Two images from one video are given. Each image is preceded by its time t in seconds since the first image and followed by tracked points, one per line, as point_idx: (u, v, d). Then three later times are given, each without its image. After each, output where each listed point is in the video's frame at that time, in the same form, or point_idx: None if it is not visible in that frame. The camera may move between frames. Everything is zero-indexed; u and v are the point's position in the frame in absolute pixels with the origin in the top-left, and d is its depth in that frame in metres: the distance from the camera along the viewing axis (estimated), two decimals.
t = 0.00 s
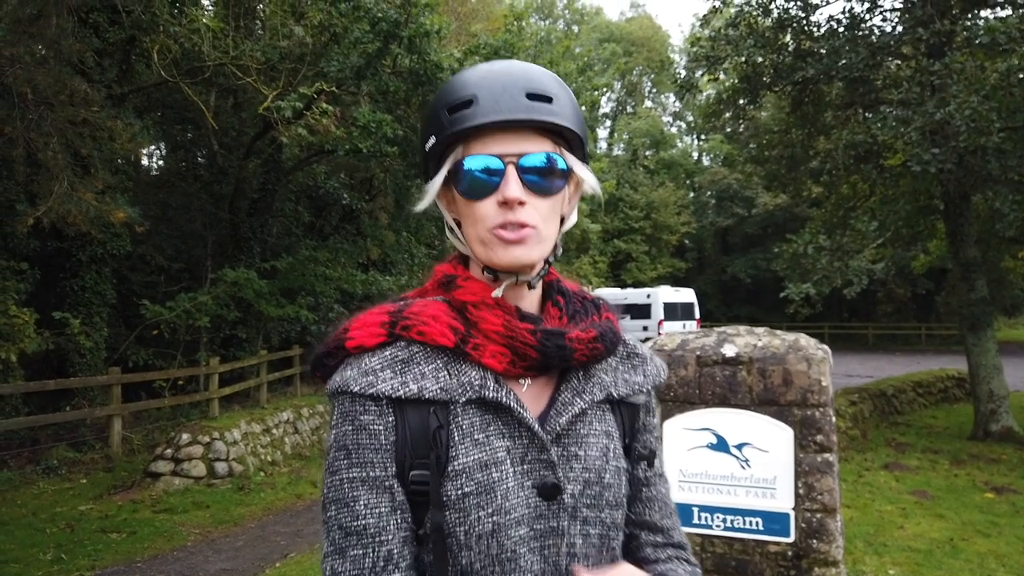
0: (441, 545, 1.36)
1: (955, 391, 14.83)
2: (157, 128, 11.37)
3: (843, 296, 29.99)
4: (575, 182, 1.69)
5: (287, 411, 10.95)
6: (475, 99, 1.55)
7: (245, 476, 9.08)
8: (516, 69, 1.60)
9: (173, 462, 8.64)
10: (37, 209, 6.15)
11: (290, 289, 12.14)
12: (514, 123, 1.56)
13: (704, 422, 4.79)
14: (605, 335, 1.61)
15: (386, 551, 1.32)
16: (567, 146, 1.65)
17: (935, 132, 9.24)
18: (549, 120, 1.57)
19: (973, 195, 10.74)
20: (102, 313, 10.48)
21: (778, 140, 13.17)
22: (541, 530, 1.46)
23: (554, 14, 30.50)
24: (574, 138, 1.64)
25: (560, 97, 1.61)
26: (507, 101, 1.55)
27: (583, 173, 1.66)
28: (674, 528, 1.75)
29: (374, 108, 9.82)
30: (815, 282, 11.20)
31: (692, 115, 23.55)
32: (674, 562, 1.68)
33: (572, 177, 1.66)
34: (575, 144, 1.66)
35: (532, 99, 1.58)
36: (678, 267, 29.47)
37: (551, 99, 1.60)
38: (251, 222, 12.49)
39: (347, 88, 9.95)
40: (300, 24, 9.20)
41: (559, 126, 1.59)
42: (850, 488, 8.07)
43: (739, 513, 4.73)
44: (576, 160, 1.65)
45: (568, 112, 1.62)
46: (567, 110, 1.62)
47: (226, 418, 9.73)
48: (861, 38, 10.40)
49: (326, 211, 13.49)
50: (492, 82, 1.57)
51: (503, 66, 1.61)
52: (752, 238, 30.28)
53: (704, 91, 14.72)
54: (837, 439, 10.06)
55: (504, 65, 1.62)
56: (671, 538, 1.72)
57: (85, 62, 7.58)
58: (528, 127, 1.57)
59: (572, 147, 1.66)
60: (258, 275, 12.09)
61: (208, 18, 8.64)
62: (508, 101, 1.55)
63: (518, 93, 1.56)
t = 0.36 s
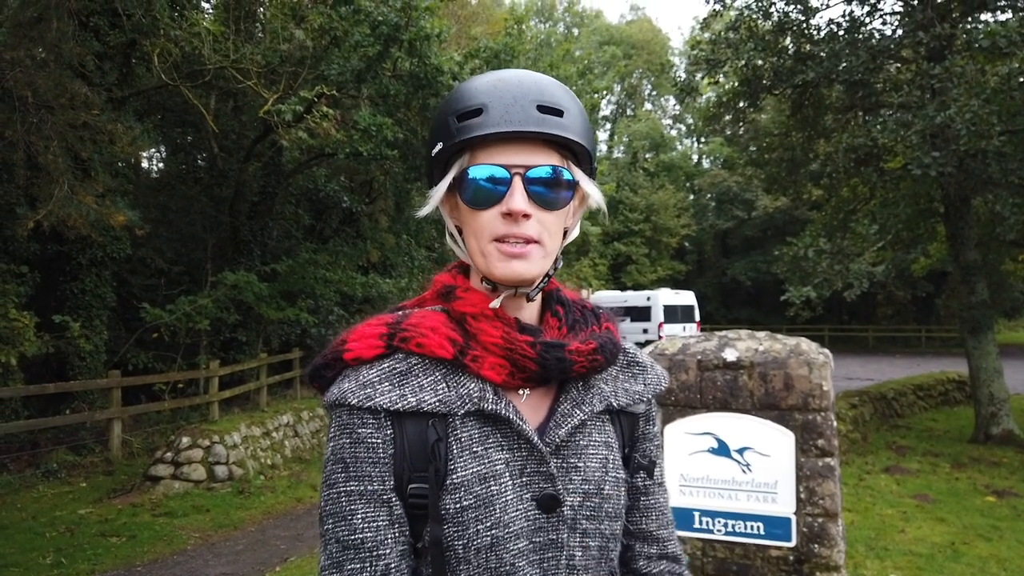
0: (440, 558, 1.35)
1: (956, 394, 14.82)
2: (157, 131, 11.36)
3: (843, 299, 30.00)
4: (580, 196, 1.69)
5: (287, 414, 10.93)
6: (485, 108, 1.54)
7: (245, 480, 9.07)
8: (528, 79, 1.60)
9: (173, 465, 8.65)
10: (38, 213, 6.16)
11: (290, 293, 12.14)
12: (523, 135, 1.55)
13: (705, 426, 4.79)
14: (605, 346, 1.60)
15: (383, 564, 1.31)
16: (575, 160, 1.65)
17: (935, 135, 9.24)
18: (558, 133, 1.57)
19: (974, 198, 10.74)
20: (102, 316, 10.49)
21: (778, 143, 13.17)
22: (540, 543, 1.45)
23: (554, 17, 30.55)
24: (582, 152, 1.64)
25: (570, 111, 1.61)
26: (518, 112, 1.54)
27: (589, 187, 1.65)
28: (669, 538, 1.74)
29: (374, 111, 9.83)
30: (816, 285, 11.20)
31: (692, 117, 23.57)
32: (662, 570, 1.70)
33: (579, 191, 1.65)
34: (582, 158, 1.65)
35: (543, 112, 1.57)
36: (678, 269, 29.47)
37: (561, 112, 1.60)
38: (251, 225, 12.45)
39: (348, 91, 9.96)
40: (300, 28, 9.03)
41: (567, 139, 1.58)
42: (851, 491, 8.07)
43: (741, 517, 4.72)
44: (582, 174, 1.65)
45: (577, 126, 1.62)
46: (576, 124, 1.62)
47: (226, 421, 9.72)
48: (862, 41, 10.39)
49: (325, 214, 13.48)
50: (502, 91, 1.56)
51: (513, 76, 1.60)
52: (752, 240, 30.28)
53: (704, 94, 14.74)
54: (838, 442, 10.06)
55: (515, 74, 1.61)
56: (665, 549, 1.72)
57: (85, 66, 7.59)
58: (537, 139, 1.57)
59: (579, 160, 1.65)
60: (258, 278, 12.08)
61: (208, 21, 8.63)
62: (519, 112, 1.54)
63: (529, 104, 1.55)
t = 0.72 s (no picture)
0: (441, 553, 1.36)
1: (954, 395, 14.84)
2: (156, 132, 11.37)
3: (841, 299, 30.02)
4: (587, 197, 1.69)
5: (287, 415, 10.93)
6: (490, 109, 1.55)
7: (245, 480, 9.08)
8: (534, 79, 1.60)
9: (172, 466, 8.65)
10: (37, 214, 6.16)
11: (289, 293, 12.15)
12: (528, 136, 1.56)
13: (704, 426, 4.80)
14: (607, 348, 1.61)
15: (384, 559, 1.32)
16: (580, 160, 1.65)
17: (933, 136, 9.25)
18: (564, 134, 1.57)
19: (972, 199, 10.76)
20: (101, 317, 10.49)
21: (777, 144, 13.19)
22: (539, 540, 1.47)
23: (553, 18, 30.58)
24: (588, 153, 1.64)
25: (575, 111, 1.61)
26: (523, 113, 1.55)
27: (595, 187, 1.65)
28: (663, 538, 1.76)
29: (373, 111, 9.86)
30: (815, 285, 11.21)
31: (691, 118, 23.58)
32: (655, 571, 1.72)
33: (584, 192, 1.66)
34: (589, 159, 1.66)
35: (549, 112, 1.58)
36: (677, 270, 29.48)
37: (567, 113, 1.60)
38: (251, 226, 12.46)
39: (347, 92, 9.97)
40: (299, 29, 9.05)
41: (573, 140, 1.59)
42: (850, 491, 8.08)
43: (740, 516, 4.73)
44: (588, 175, 1.65)
45: (583, 127, 1.62)
46: (582, 124, 1.62)
47: (225, 422, 9.73)
48: (860, 42, 10.42)
49: (325, 215, 13.50)
50: (508, 92, 1.56)
51: (519, 76, 1.61)
52: (751, 241, 30.29)
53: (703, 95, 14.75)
54: (837, 442, 10.07)
55: (520, 74, 1.61)
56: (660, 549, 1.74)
57: (85, 67, 7.61)
58: (542, 140, 1.57)
59: (586, 160, 1.66)
60: (257, 279, 12.09)
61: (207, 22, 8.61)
62: (524, 113, 1.55)
63: (534, 104, 1.56)
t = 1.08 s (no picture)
0: (438, 548, 1.37)
1: (952, 394, 14.85)
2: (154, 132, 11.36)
3: (839, 300, 30.03)
4: (598, 196, 1.69)
5: (284, 415, 10.92)
6: (510, 95, 1.55)
7: (242, 481, 9.08)
8: (556, 71, 1.61)
9: (170, 466, 8.64)
10: (34, 214, 6.15)
11: (287, 294, 12.14)
12: (545, 126, 1.55)
13: (700, 425, 4.79)
14: (611, 346, 1.60)
15: (380, 551, 1.33)
16: (595, 157, 1.65)
17: (930, 136, 9.26)
18: (581, 128, 1.57)
19: (970, 198, 10.77)
20: (99, 318, 10.47)
21: (774, 144, 13.21)
22: (537, 536, 1.46)
23: (551, 19, 30.62)
24: (603, 150, 1.64)
25: (595, 106, 1.61)
26: (542, 103, 1.55)
27: (606, 186, 1.65)
28: (663, 538, 1.75)
29: (371, 112, 9.90)
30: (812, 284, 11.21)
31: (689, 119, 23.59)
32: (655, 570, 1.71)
33: (596, 189, 1.65)
34: (604, 157, 1.66)
35: (568, 105, 1.58)
36: (675, 270, 29.49)
37: (586, 108, 1.60)
38: (248, 226, 12.40)
39: (345, 92, 9.98)
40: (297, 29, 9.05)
41: (590, 134, 1.58)
42: (847, 490, 8.08)
43: (736, 515, 4.75)
44: (601, 172, 1.64)
45: (600, 123, 1.62)
46: (600, 121, 1.62)
47: (223, 422, 9.71)
48: (857, 42, 10.44)
49: (323, 215, 13.50)
50: (529, 81, 1.56)
51: (542, 67, 1.61)
52: (749, 241, 30.30)
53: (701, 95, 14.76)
54: (835, 442, 10.07)
55: (543, 66, 1.62)
56: (659, 548, 1.73)
57: (82, 67, 7.60)
58: (559, 132, 1.57)
59: (600, 159, 1.65)
60: (255, 279, 12.09)
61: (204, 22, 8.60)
62: (543, 102, 1.55)
63: (554, 96, 1.56)
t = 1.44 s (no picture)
0: (428, 536, 1.38)
1: (945, 396, 14.91)
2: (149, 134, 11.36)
3: (834, 302, 30.11)
4: (594, 190, 1.71)
5: (278, 417, 10.91)
6: (510, 85, 1.56)
7: (236, 482, 9.07)
8: (557, 62, 1.63)
9: (163, 467, 8.63)
10: (28, 215, 6.14)
11: (281, 296, 12.15)
12: (544, 117, 1.57)
13: (691, 424, 4.83)
14: (603, 337, 1.61)
15: (370, 539, 1.34)
16: (592, 150, 1.67)
17: (921, 138, 9.31)
18: (580, 120, 1.59)
19: (962, 200, 10.82)
20: (92, 319, 10.45)
21: (768, 147, 13.26)
22: (525, 526, 1.47)
23: (546, 22, 30.70)
24: (600, 143, 1.66)
25: (594, 99, 1.64)
26: (543, 94, 1.56)
27: (603, 179, 1.67)
28: (651, 529, 1.76)
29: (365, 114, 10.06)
30: (805, 286, 11.25)
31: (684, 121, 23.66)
32: (642, 562, 1.73)
33: (592, 181, 1.67)
34: (601, 150, 1.68)
35: (568, 97, 1.59)
36: (670, 273, 29.54)
37: (585, 100, 1.62)
38: (243, 228, 12.42)
39: (339, 94, 10.00)
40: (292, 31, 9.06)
41: (588, 127, 1.60)
42: (840, 490, 8.11)
43: (728, 514, 4.77)
44: (598, 166, 1.67)
45: (598, 117, 1.64)
46: (599, 114, 1.64)
47: (216, 424, 9.71)
48: (850, 45, 10.50)
49: (318, 217, 13.52)
50: (530, 72, 1.58)
51: (544, 58, 1.63)
52: (744, 244, 30.37)
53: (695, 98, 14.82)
54: (828, 443, 10.10)
55: (544, 57, 1.64)
56: (646, 540, 1.75)
57: (76, 68, 7.60)
58: (558, 123, 1.59)
59: (596, 152, 1.67)
60: (250, 281, 12.10)
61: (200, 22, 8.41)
62: (544, 93, 1.57)
63: (555, 88, 1.57)
